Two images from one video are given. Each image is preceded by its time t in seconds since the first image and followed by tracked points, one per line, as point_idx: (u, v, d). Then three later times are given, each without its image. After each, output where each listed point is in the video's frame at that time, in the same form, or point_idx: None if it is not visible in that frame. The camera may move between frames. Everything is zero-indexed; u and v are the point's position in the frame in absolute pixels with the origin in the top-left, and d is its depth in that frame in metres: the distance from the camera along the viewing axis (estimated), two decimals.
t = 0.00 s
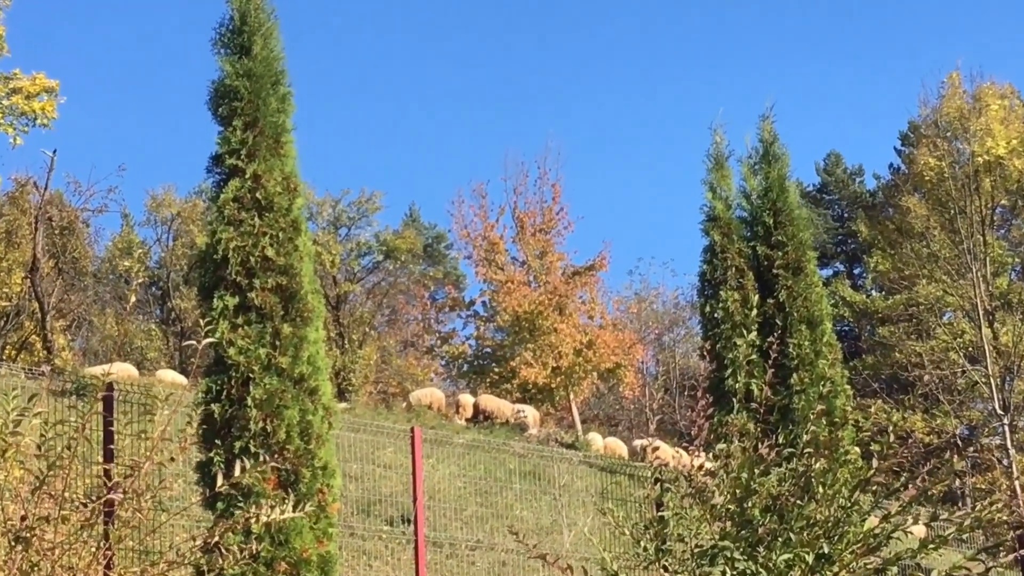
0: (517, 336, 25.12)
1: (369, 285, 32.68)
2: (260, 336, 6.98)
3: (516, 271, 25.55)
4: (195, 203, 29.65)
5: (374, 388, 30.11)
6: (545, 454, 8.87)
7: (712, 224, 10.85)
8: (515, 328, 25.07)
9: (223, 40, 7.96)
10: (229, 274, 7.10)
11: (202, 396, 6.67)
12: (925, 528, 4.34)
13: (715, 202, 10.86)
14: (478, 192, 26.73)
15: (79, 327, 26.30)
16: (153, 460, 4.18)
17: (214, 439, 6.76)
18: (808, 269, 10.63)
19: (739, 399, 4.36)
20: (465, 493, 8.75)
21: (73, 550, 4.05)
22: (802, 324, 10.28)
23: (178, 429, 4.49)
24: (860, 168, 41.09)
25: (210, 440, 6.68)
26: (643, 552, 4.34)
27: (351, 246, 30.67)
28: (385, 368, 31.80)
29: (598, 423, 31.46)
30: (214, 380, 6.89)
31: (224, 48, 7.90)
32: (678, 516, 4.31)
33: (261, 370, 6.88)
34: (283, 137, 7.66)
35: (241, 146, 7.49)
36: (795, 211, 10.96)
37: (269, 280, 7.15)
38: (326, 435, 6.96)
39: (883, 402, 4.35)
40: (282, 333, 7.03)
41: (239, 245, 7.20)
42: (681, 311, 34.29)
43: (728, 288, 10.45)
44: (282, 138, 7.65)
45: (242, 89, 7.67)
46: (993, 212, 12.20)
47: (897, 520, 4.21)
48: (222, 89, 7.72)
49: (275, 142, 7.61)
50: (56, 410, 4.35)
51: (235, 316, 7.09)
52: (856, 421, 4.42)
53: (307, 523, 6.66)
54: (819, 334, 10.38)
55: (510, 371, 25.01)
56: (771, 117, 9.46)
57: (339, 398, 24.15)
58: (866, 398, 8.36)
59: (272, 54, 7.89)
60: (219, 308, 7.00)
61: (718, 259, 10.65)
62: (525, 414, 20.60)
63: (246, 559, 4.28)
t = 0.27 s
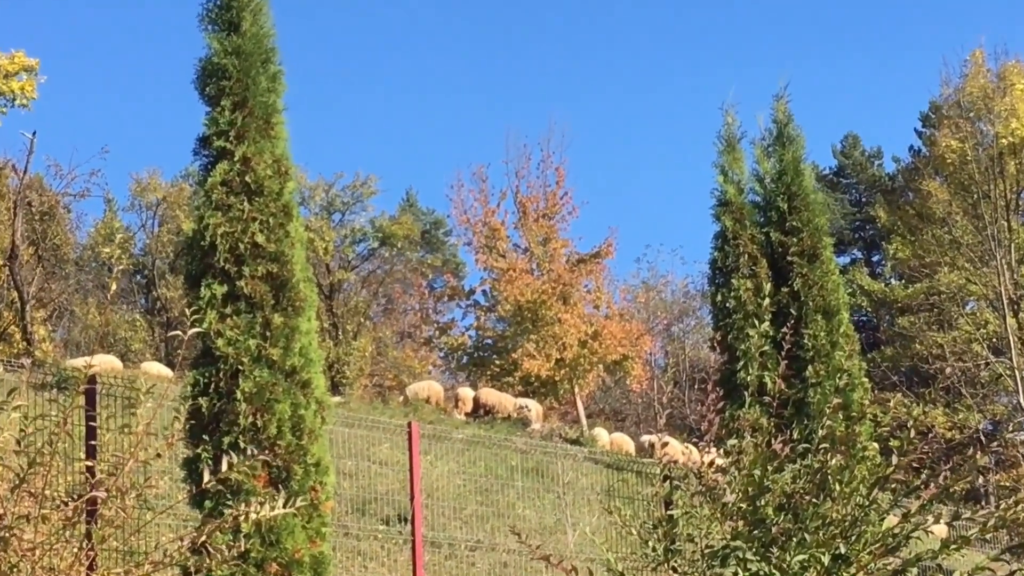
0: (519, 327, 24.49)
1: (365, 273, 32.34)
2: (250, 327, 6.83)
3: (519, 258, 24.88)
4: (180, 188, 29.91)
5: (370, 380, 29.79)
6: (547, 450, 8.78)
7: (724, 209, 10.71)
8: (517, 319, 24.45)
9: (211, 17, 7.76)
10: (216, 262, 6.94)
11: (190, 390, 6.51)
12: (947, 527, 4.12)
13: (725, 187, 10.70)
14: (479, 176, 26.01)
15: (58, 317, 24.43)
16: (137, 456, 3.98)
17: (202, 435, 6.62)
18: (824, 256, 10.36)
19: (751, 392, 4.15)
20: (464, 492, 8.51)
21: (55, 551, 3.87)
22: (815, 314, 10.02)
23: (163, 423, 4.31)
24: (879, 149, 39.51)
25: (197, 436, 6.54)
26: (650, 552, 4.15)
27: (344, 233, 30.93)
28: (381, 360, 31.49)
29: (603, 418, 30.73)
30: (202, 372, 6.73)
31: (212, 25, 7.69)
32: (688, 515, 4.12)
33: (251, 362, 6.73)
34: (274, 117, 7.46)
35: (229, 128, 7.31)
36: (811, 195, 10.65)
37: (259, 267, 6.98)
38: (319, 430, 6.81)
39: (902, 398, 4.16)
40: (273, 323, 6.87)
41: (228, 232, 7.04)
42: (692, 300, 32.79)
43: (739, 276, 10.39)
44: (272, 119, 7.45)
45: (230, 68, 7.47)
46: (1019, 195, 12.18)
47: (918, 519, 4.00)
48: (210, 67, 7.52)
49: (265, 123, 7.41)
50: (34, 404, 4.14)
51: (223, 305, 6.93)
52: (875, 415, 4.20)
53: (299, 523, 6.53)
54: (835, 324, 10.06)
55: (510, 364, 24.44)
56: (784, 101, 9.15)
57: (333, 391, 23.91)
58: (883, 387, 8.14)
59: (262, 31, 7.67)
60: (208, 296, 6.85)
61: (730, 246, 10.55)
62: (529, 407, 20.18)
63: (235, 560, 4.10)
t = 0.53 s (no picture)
0: (520, 317, 24.01)
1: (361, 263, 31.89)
2: (240, 318, 6.70)
3: (519, 245, 24.38)
4: (168, 173, 28.74)
5: (365, 373, 29.58)
6: (549, 445, 8.56)
7: (732, 195, 10.46)
8: (518, 308, 23.98)
9: None
10: (205, 250, 6.80)
11: (180, 384, 6.36)
12: (963, 525, 3.99)
13: (734, 171, 10.48)
14: (478, 162, 25.48)
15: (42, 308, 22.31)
16: (124, 452, 3.80)
17: (191, 429, 6.48)
18: (836, 242, 10.27)
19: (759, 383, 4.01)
20: (463, 488, 8.43)
21: (38, 550, 3.69)
22: (828, 303, 9.88)
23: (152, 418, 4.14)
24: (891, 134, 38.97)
25: (186, 431, 6.40)
26: (656, 551, 4.02)
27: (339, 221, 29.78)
28: (376, 353, 31.28)
29: (607, 411, 30.45)
30: (191, 364, 6.60)
31: (201, 5, 7.53)
32: (695, 512, 3.97)
33: (241, 354, 6.61)
34: (266, 100, 7.33)
35: (218, 111, 7.17)
36: (821, 178, 10.52)
37: (250, 256, 6.85)
38: (312, 425, 6.70)
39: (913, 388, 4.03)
40: (264, 314, 6.74)
41: (217, 219, 6.91)
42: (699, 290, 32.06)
43: (748, 264, 10.13)
44: (263, 102, 7.32)
45: (220, 48, 7.33)
46: None
47: (934, 516, 3.85)
48: (199, 48, 7.38)
49: (256, 106, 7.28)
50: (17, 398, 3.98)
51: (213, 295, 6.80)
52: (889, 408, 4.07)
53: (292, 521, 6.41)
54: (847, 314, 9.93)
55: (511, 355, 23.93)
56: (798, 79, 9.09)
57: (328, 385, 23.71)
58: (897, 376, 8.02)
59: (253, 11, 7.53)
60: (196, 286, 6.73)
61: (738, 234, 10.30)
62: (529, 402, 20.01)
63: (226, 559, 3.92)
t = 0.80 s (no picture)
0: (522, 311, 23.79)
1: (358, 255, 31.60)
2: (234, 312, 6.60)
3: (521, 237, 24.17)
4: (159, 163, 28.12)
5: (362, 369, 29.41)
6: (552, 443, 8.35)
7: (741, 183, 10.43)
8: (520, 302, 23.76)
9: None
10: (198, 243, 6.70)
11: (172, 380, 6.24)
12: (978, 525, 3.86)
13: (741, 160, 10.42)
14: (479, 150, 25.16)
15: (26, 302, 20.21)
16: (115, 452, 3.66)
17: (183, 427, 6.37)
18: (847, 234, 10.09)
19: (769, 379, 3.90)
20: (463, 487, 8.31)
21: (25, 552, 3.54)
22: (840, 296, 9.73)
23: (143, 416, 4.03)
24: (904, 121, 38.45)
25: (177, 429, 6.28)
26: (663, 552, 3.90)
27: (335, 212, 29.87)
28: (374, 348, 31.12)
29: (612, 407, 30.19)
30: (184, 360, 6.49)
31: None
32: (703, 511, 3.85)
33: (235, 350, 6.50)
34: (259, 88, 7.20)
35: (211, 99, 7.05)
36: (831, 169, 10.36)
37: (244, 248, 6.74)
38: (308, 422, 6.59)
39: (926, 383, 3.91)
40: (258, 308, 6.64)
41: (210, 210, 6.80)
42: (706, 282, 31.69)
43: (756, 256, 10.08)
44: (257, 89, 7.19)
45: (212, 34, 7.21)
46: None
47: (948, 514, 3.73)
48: (191, 34, 7.26)
49: (249, 94, 7.16)
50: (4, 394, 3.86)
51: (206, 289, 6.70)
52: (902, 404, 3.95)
53: (287, 521, 6.30)
54: (860, 306, 9.75)
55: (512, 351, 23.80)
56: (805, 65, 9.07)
57: (325, 381, 23.55)
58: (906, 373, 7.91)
59: None
60: (189, 280, 6.63)
61: (746, 224, 10.24)
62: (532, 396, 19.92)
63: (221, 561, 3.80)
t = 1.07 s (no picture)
0: (529, 308, 23.58)
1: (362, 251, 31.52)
2: (233, 310, 6.49)
3: (528, 233, 24.03)
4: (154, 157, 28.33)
5: (364, 366, 29.25)
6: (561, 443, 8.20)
7: (754, 177, 9.84)
8: (528, 299, 23.56)
9: None
10: (196, 238, 6.59)
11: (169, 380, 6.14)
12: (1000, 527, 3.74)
13: (755, 152, 9.77)
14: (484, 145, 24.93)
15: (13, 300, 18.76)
16: (112, 454, 3.55)
17: (181, 427, 6.28)
18: (864, 228, 9.41)
19: (784, 376, 3.80)
20: (469, 489, 8.29)
21: (19, 556, 3.43)
22: (856, 292, 9.07)
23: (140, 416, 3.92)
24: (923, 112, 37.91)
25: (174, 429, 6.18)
26: (675, 556, 3.80)
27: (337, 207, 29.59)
28: (376, 346, 30.95)
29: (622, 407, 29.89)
30: (182, 358, 6.40)
31: None
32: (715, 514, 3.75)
33: (234, 348, 6.40)
34: (258, 79, 7.10)
35: (209, 90, 6.95)
36: (846, 161, 9.74)
37: (243, 244, 6.64)
38: (309, 423, 6.49)
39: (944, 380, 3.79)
40: (258, 305, 6.53)
41: (208, 205, 6.69)
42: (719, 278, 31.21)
43: (771, 252, 9.32)
44: (256, 80, 7.09)
45: (210, 23, 7.10)
46: None
47: (968, 516, 3.65)
48: (189, 24, 7.15)
49: (248, 85, 7.05)
50: None
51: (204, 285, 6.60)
52: (921, 404, 3.82)
53: (288, 524, 6.20)
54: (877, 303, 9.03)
55: (520, 349, 23.65)
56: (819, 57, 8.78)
57: (326, 379, 23.43)
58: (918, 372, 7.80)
59: None
60: (187, 276, 6.53)
61: (760, 217, 9.71)
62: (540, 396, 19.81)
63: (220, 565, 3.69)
